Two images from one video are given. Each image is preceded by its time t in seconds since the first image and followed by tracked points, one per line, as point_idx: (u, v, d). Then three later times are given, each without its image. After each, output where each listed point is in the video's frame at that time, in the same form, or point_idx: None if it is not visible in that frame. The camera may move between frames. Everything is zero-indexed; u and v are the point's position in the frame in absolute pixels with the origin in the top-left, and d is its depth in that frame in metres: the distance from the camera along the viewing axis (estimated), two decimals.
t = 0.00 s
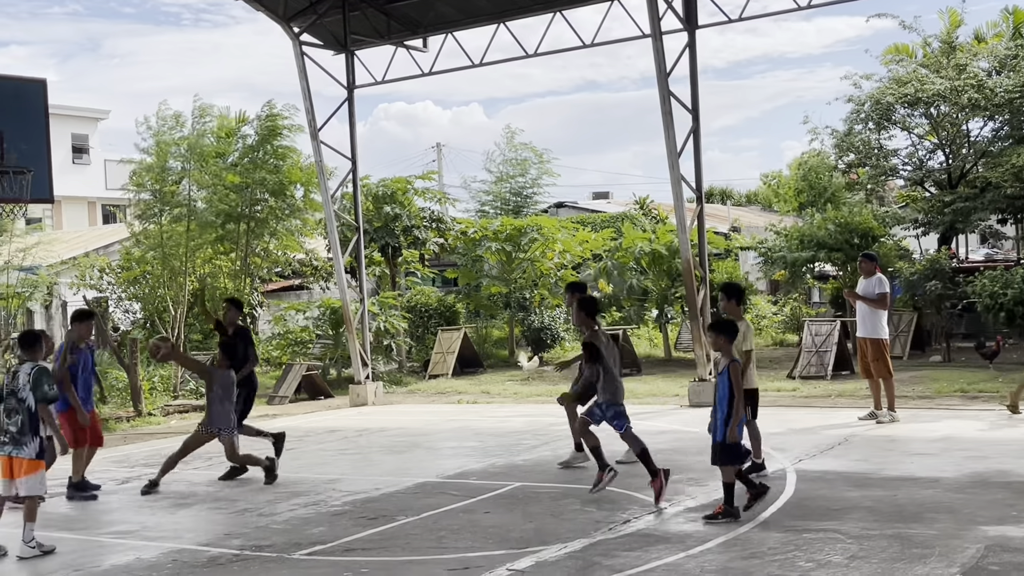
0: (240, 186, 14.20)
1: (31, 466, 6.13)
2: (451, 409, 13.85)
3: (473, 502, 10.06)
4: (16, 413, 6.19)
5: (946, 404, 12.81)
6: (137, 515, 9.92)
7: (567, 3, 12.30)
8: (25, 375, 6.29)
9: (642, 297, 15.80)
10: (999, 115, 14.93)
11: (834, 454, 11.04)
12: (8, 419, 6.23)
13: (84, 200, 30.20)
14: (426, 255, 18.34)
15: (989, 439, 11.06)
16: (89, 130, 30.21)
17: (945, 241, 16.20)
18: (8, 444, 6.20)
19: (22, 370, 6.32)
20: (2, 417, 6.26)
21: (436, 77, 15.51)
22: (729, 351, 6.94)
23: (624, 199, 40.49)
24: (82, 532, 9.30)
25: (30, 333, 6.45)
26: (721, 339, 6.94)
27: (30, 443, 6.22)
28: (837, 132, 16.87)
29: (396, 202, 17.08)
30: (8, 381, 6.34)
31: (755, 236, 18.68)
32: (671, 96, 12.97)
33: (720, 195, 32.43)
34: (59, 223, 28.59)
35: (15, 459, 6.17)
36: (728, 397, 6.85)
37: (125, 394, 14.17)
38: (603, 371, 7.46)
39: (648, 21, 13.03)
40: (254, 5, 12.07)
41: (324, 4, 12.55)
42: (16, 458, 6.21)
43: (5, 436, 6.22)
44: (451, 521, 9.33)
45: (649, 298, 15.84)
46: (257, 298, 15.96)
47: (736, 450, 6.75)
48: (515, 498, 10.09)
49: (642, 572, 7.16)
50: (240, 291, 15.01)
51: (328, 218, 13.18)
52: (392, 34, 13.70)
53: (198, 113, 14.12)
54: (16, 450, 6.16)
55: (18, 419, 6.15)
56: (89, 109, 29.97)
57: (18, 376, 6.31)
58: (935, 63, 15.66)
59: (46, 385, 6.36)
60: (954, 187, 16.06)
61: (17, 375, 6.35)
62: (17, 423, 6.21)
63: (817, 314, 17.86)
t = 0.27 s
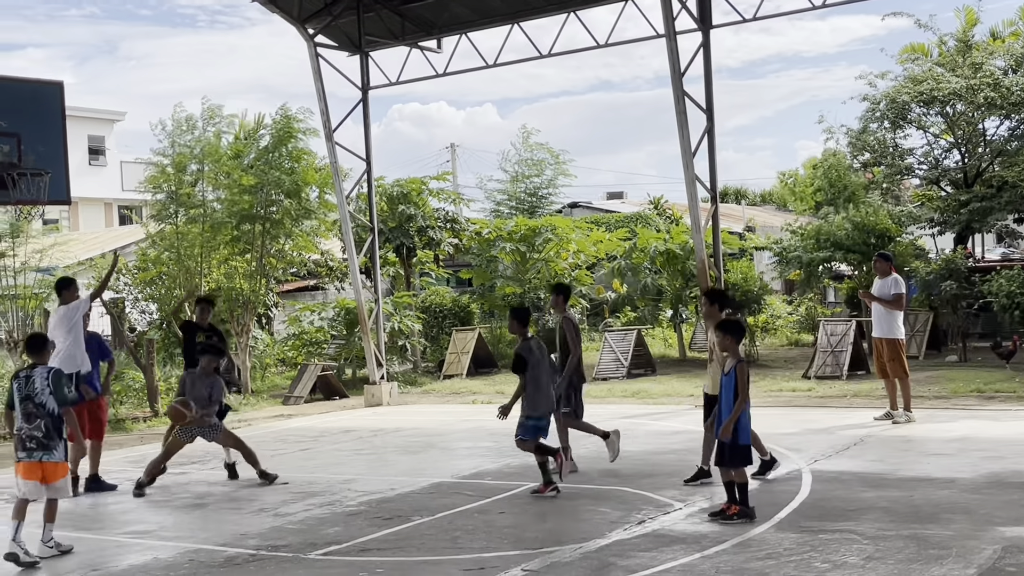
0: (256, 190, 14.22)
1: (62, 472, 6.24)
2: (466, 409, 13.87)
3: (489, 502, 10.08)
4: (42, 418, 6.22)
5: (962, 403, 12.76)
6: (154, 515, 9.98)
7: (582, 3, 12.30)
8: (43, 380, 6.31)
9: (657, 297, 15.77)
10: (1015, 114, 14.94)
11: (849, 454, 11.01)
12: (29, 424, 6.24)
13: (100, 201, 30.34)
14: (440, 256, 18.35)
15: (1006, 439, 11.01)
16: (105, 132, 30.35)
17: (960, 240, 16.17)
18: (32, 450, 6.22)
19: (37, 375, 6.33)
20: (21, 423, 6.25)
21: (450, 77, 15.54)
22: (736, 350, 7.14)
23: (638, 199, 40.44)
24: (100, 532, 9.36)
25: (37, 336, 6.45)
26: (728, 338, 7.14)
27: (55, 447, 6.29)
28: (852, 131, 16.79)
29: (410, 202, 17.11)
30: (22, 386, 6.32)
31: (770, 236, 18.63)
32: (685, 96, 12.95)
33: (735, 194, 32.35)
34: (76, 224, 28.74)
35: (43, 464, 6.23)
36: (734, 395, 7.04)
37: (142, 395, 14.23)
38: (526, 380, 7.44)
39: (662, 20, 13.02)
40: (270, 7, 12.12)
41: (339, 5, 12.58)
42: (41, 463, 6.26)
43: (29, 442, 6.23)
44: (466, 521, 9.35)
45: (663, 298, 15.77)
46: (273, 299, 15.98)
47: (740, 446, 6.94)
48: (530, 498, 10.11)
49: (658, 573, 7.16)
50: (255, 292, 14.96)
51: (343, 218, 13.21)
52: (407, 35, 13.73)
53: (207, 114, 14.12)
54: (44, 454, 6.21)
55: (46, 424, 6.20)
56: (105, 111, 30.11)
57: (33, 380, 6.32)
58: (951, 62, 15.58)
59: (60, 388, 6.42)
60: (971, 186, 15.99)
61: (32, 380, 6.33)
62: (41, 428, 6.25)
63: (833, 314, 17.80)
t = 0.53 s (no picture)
0: (269, 189, 14.31)
1: (79, 473, 6.24)
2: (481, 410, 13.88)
3: (504, 503, 10.08)
4: (58, 418, 6.23)
5: (979, 404, 12.70)
6: (171, 516, 10.02)
7: (596, 4, 12.30)
8: (57, 382, 6.37)
9: (671, 297, 15.83)
10: None
11: (866, 455, 10.97)
12: (44, 426, 6.23)
13: (116, 203, 30.49)
14: (454, 257, 18.36)
15: None
16: (121, 134, 30.48)
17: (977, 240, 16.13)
18: (47, 451, 6.21)
19: (50, 377, 6.38)
20: (35, 425, 6.23)
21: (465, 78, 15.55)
22: (747, 353, 7.00)
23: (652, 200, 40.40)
24: (117, 533, 9.39)
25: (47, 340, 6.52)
26: (739, 340, 7.00)
27: (70, 448, 6.28)
28: (868, 131, 16.75)
29: (425, 204, 17.15)
30: (34, 389, 6.35)
31: (785, 236, 18.61)
32: (700, 96, 12.93)
33: (749, 195, 32.29)
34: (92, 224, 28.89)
35: (60, 464, 6.21)
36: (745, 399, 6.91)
37: (158, 396, 14.28)
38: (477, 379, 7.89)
39: (677, 21, 13.01)
40: (285, 9, 12.16)
41: (353, 8, 12.61)
42: (57, 464, 6.24)
43: (44, 444, 6.21)
44: (481, 522, 9.35)
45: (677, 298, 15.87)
46: (288, 301, 16.00)
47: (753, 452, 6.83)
48: (545, 499, 10.10)
49: (674, 573, 7.15)
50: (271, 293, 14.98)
51: (358, 220, 13.23)
52: (421, 37, 13.74)
53: (220, 116, 14.20)
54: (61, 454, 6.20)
55: (63, 424, 6.21)
56: (121, 113, 30.24)
57: (46, 382, 6.37)
58: (967, 62, 15.55)
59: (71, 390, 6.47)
60: (986, 186, 16.00)
61: (45, 381, 6.37)
62: (56, 429, 6.24)
63: (848, 314, 17.75)
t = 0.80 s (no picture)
0: (279, 189, 14.21)
1: (88, 475, 6.24)
2: (494, 411, 13.89)
3: (517, 504, 10.08)
4: (69, 419, 6.23)
5: (993, 405, 12.65)
6: (185, 516, 10.05)
7: (607, 5, 12.29)
8: (70, 383, 6.34)
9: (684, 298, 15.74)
10: None
11: (879, 456, 10.95)
12: (55, 426, 6.24)
13: (129, 205, 30.60)
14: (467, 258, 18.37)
15: None
16: (134, 136, 30.59)
17: (991, 240, 16.05)
18: (56, 451, 6.22)
19: (64, 378, 6.36)
20: (46, 425, 6.25)
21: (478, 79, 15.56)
22: (760, 354, 6.90)
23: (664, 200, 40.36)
24: (132, 533, 9.43)
25: (63, 340, 6.49)
26: (751, 342, 6.89)
27: (81, 450, 6.29)
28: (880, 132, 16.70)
29: (437, 205, 17.16)
30: (48, 389, 6.33)
31: (798, 237, 18.59)
32: (712, 97, 12.92)
33: (762, 195, 32.24)
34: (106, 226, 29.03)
35: (69, 465, 6.22)
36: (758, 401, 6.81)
37: (172, 398, 14.32)
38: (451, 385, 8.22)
39: (689, 21, 13.00)
40: (297, 11, 12.18)
41: (365, 9, 12.63)
42: (66, 465, 6.25)
43: (54, 444, 6.23)
44: (494, 522, 9.36)
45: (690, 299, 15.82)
46: (300, 302, 16.04)
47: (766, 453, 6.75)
48: (558, 500, 10.10)
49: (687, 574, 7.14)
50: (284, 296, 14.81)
51: (370, 221, 13.24)
52: (433, 38, 13.73)
53: (233, 119, 14.31)
54: (70, 455, 6.21)
55: (74, 426, 6.21)
56: (134, 115, 30.35)
57: (59, 383, 6.35)
58: (981, 62, 15.48)
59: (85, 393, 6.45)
60: (1000, 186, 15.92)
61: (59, 383, 6.35)
62: (66, 430, 6.25)
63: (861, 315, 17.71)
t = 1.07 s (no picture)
0: (289, 189, 14.46)
1: (102, 475, 6.26)
2: (503, 413, 13.87)
3: (526, 505, 10.07)
4: (81, 420, 6.27)
5: (1004, 407, 12.60)
6: (195, 518, 10.06)
7: (617, 6, 12.28)
8: (85, 384, 6.35)
9: (693, 299, 15.75)
10: None
11: (889, 458, 10.91)
12: (69, 425, 6.29)
13: (139, 207, 30.65)
14: (475, 259, 18.33)
15: None
16: (144, 139, 30.66)
17: (1001, 241, 15.99)
18: (70, 451, 6.27)
19: (80, 378, 6.38)
20: (62, 423, 6.31)
21: (486, 81, 15.56)
22: (771, 355, 6.81)
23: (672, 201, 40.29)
24: (142, 535, 9.44)
25: (81, 340, 6.48)
26: (762, 342, 6.79)
27: (94, 450, 6.32)
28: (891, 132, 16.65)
29: (446, 206, 17.16)
30: (64, 388, 6.38)
31: (808, 238, 18.57)
32: (722, 97, 12.90)
33: (771, 196, 32.18)
34: (116, 228, 29.11)
35: (81, 465, 6.26)
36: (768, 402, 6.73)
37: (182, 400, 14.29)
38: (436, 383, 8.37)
39: (698, 22, 12.99)
40: (306, 13, 12.20)
41: (375, 10, 12.64)
42: (80, 464, 6.30)
43: (68, 443, 6.28)
44: (503, 524, 9.35)
45: (699, 300, 15.83)
46: (310, 304, 16.05)
47: (778, 455, 6.67)
48: (567, 502, 10.09)
49: None
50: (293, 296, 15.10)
51: (379, 223, 13.25)
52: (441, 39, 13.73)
53: (244, 120, 14.17)
54: (82, 456, 6.25)
55: (85, 427, 6.23)
56: (143, 117, 30.41)
57: (76, 383, 6.37)
58: (991, 62, 15.43)
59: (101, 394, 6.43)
60: (1011, 186, 15.85)
61: (74, 383, 6.37)
62: (80, 430, 6.29)
63: (871, 316, 17.67)
